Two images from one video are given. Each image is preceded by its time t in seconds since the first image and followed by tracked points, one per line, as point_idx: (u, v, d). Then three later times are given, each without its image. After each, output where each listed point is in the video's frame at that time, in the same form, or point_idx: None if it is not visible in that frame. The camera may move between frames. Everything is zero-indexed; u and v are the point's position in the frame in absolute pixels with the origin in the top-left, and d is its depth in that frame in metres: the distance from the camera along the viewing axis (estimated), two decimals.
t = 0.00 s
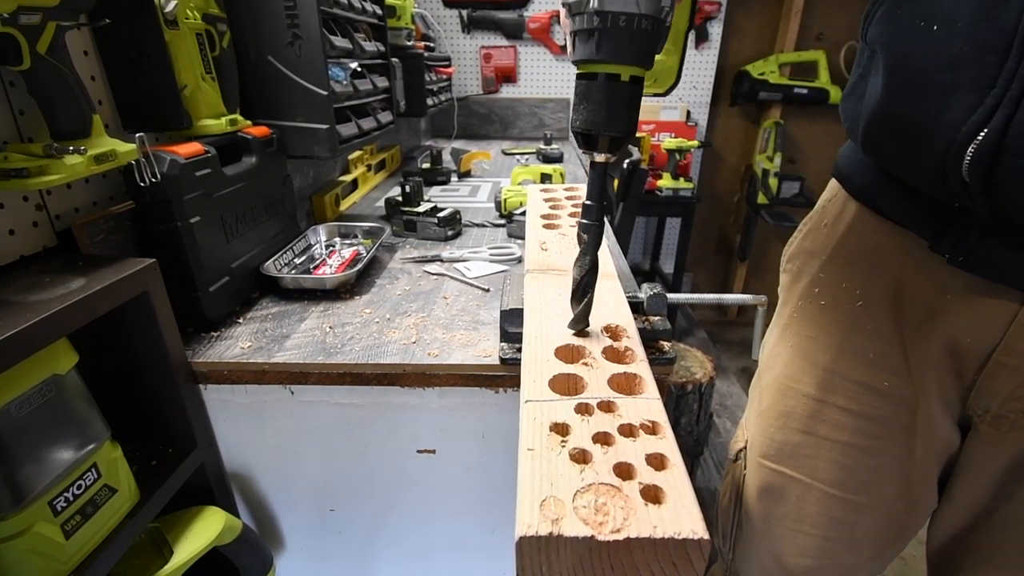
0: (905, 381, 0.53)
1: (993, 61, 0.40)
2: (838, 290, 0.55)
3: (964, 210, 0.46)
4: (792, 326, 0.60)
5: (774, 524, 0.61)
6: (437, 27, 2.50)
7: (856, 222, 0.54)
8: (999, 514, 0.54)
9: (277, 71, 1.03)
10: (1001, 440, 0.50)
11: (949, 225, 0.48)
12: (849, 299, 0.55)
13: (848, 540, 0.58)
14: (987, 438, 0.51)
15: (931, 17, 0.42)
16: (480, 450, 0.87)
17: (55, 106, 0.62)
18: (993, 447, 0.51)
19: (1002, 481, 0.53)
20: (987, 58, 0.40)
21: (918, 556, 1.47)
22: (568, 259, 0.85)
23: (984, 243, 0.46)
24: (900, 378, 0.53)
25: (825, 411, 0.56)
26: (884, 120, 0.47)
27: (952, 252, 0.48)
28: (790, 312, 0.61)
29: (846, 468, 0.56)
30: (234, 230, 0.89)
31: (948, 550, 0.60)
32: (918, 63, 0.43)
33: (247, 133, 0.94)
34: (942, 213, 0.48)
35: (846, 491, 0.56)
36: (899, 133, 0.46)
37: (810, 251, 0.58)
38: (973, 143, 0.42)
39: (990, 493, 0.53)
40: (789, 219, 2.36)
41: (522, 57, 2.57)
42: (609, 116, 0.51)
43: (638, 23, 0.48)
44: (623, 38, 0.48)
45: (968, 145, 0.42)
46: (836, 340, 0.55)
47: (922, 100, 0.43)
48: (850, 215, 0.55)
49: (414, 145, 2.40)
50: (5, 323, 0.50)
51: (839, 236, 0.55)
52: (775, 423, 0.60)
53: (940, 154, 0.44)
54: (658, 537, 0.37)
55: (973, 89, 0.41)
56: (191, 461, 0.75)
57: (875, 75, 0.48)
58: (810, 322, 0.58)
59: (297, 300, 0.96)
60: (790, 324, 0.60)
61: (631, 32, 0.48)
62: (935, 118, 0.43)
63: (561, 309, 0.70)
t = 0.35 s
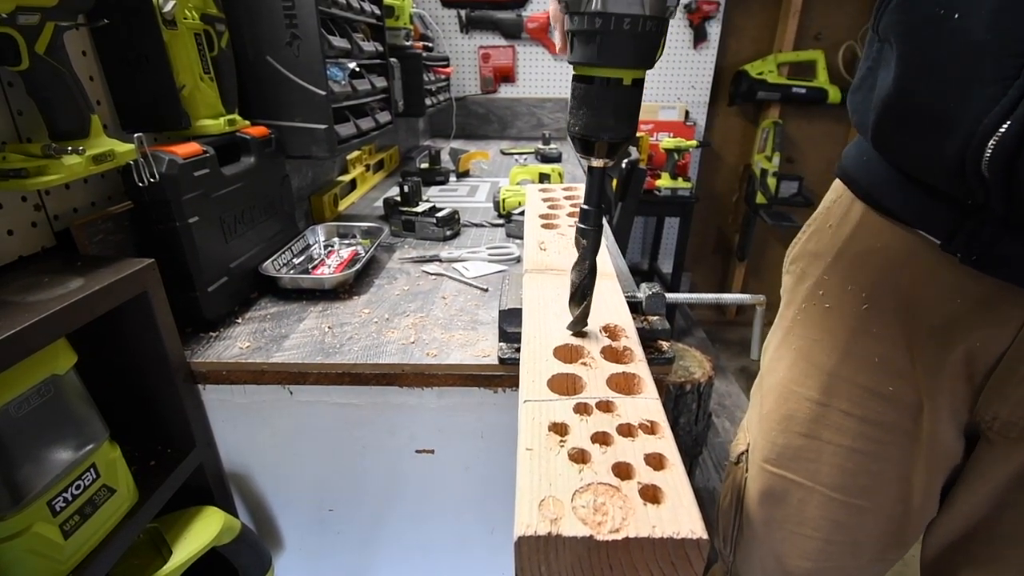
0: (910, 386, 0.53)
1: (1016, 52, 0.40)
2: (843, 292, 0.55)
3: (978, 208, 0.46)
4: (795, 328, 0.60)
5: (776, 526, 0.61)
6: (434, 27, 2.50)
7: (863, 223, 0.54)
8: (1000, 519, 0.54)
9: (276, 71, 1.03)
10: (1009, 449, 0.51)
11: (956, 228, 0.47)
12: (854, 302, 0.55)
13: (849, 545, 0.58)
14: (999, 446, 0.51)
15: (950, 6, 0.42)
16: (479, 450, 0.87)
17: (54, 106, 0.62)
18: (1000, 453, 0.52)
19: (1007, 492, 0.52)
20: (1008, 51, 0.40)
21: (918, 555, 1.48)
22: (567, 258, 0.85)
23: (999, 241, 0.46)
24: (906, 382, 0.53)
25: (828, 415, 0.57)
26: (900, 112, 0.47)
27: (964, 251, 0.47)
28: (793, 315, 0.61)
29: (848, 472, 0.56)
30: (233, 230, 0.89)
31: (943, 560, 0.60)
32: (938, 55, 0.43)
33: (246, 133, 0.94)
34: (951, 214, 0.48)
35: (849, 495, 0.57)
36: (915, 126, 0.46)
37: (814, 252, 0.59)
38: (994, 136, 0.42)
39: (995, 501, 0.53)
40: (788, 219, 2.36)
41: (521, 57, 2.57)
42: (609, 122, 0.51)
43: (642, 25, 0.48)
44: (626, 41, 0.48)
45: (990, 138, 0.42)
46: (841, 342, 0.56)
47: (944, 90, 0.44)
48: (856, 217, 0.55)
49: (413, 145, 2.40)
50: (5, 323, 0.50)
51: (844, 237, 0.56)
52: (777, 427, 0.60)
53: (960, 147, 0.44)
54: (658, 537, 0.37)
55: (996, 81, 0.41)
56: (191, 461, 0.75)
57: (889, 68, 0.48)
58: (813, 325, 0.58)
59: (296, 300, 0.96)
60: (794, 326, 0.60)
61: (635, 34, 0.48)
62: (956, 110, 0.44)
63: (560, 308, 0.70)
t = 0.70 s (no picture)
0: (921, 392, 0.50)
1: None
2: (849, 290, 0.53)
3: (989, 206, 0.44)
4: (795, 332, 0.58)
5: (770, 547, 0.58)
6: (434, 27, 2.50)
7: (867, 221, 0.52)
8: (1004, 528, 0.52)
9: (275, 71, 1.03)
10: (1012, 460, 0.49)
11: (964, 226, 0.45)
12: (861, 300, 0.52)
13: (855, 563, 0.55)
14: (1002, 459, 0.49)
15: None
16: (478, 449, 0.87)
17: (52, 106, 0.62)
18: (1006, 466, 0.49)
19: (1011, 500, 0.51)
20: None
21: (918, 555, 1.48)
22: (566, 259, 0.85)
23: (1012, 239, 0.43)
24: (914, 391, 0.51)
25: (832, 425, 0.54)
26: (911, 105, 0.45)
27: (970, 252, 0.45)
28: (792, 317, 0.59)
29: (855, 492, 0.53)
30: (233, 230, 0.89)
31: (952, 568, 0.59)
32: (953, 45, 0.41)
33: (246, 133, 0.94)
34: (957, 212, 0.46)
35: (851, 520, 0.54)
36: (928, 121, 0.44)
37: (812, 252, 0.57)
38: (1012, 130, 0.40)
39: (995, 511, 0.52)
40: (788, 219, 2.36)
41: (520, 57, 2.58)
42: (619, 125, 0.51)
43: (656, 29, 0.48)
44: (640, 44, 0.48)
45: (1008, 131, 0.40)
46: (846, 344, 0.53)
47: (961, 82, 0.42)
48: (858, 214, 0.53)
49: (413, 145, 2.40)
50: (5, 323, 0.51)
51: (846, 235, 0.54)
52: (781, 442, 0.57)
53: (977, 141, 0.42)
54: (657, 537, 0.37)
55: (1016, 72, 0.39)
56: (190, 461, 0.75)
57: (898, 61, 0.46)
58: (814, 327, 0.56)
59: (295, 301, 0.96)
60: (793, 329, 0.58)
61: (648, 37, 0.48)
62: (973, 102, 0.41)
63: (560, 308, 0.71)
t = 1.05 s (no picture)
0: (886, 396, 0.49)
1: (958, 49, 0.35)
2: (803, 299, 0.51)
3: (929, 212, 0.43)
4: (757, 339, 0.56)
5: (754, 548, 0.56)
6: (440, 27, 2.50)
7: (818, 226, 0.50)
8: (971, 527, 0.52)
9: (281, 70, 1.03)
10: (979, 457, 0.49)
11: (903, 230, 0.44)
12: (813, 308, 0.51)
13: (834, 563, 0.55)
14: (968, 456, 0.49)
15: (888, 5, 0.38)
16: (484, 449, 0.87)
17: (59, 107, 0.61)
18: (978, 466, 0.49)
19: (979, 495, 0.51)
20: (947, 48, 0.36)
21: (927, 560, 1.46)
22: (574, 258, 0.84)
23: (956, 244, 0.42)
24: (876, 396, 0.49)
25: (796, 428, 0.52)
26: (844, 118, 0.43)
27: (916, 255, 0.44)
28: (754, 324, 0.57)
29: (824, 493, 0.51)
30: (239, 230, 0.89)
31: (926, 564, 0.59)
32: (873, 58, 0.39)
33: (252, 133, 0.94)
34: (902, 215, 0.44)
35: (822, 520, 0.52)
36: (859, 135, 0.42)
37: (770, 260, 0.55)
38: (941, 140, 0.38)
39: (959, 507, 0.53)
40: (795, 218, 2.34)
41: (526, 57, 2.57)
42: (614, 122, 0.50)
43: (651, 26, 0.47)
44: (635, 42, 0.48)
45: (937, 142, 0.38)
46: (803, 351, 0.51)
47: (880, 96, 0.40)
48: (810, 220, 0.51)
49: (419, 145, 2.40)
50: (12, 323, 0.51)
51: (800, 242, 0.52)
52: (747, 442, 0.56)
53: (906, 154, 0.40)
54: (664, 536, 0.36)
55: (936, 84, 0.37)
56: (197, 461, 0.75)
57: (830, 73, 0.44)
58: (774, 333, 0.54)
59: (302, 300, 0.96)
60: (755, 337, 0.56)
61: (643, 35, 0.47)
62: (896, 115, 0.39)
63: (566, 307, 0.70)
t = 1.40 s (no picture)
0: (848, 399, 0.49)
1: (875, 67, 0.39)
2: (767, 303, 0.52)
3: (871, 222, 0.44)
4: (726, 343, 0.56)
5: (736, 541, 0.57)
6: (440, 27, 2.50)
7: (779, 234, 0.50)
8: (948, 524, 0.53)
9: (282, 70, 1.03)
10: (946, 455, 0.49)
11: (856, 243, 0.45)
12: (776, 311, 0.51)
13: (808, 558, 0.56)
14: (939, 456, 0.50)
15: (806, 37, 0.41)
16: (485, 449, 0.86)
17: (59, 106, 0.61)
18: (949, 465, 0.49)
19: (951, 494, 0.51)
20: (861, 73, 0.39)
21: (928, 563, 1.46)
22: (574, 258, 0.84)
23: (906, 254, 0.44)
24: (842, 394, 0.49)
25: (764, 428, 0.53)
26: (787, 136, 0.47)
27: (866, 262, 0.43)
28: (724, 328, 0.57)
29: (793, 490, 0.53)
30: (240, 230, 0.89)
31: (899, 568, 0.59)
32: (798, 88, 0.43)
33: (252, 133, 0.94)
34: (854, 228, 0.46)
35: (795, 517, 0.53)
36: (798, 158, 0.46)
37: (735, 265, 0.55)
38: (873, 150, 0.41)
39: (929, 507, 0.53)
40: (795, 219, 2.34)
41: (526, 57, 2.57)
42: (592, 121, 0.50)
43: (621, 22, 0.47)
44: (606, 39, 0.47)
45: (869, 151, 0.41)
46: (772, 353, 0.52)
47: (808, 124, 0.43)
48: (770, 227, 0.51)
49: (419, 145, 2.39)
50: (13, 323, 0.51)
51: (761, 249, 0.52)
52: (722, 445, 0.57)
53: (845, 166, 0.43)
54: (665, 537, 0.36)
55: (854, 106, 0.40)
56: (197, 461, 0.75)
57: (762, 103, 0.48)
58: (742, 338, 0.54)
59: (302, 301, 0.96)
60: (724, 340, 0.57)
61: (615, 32, 0.47)
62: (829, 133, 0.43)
63: (566, 307, 0.70)
